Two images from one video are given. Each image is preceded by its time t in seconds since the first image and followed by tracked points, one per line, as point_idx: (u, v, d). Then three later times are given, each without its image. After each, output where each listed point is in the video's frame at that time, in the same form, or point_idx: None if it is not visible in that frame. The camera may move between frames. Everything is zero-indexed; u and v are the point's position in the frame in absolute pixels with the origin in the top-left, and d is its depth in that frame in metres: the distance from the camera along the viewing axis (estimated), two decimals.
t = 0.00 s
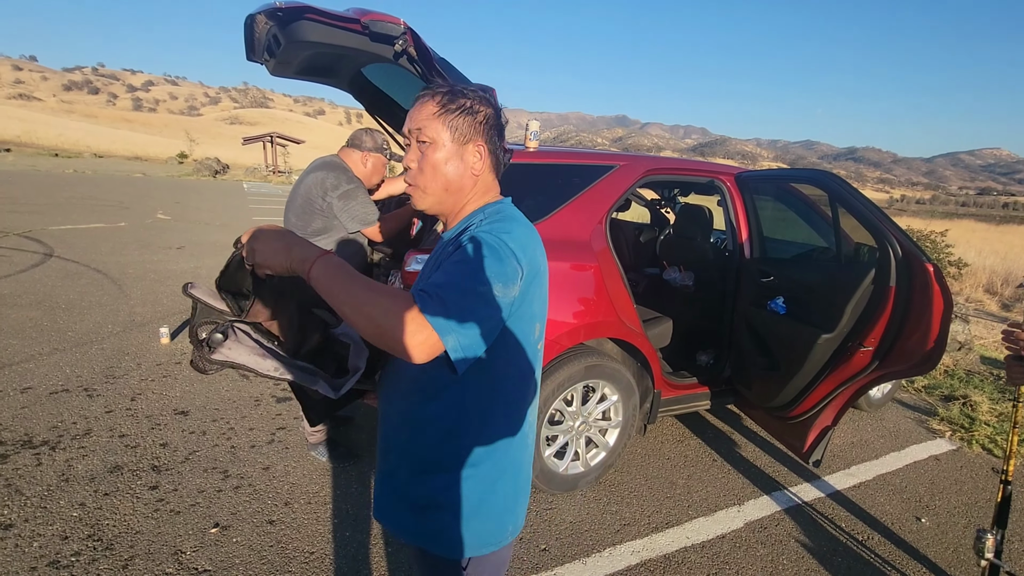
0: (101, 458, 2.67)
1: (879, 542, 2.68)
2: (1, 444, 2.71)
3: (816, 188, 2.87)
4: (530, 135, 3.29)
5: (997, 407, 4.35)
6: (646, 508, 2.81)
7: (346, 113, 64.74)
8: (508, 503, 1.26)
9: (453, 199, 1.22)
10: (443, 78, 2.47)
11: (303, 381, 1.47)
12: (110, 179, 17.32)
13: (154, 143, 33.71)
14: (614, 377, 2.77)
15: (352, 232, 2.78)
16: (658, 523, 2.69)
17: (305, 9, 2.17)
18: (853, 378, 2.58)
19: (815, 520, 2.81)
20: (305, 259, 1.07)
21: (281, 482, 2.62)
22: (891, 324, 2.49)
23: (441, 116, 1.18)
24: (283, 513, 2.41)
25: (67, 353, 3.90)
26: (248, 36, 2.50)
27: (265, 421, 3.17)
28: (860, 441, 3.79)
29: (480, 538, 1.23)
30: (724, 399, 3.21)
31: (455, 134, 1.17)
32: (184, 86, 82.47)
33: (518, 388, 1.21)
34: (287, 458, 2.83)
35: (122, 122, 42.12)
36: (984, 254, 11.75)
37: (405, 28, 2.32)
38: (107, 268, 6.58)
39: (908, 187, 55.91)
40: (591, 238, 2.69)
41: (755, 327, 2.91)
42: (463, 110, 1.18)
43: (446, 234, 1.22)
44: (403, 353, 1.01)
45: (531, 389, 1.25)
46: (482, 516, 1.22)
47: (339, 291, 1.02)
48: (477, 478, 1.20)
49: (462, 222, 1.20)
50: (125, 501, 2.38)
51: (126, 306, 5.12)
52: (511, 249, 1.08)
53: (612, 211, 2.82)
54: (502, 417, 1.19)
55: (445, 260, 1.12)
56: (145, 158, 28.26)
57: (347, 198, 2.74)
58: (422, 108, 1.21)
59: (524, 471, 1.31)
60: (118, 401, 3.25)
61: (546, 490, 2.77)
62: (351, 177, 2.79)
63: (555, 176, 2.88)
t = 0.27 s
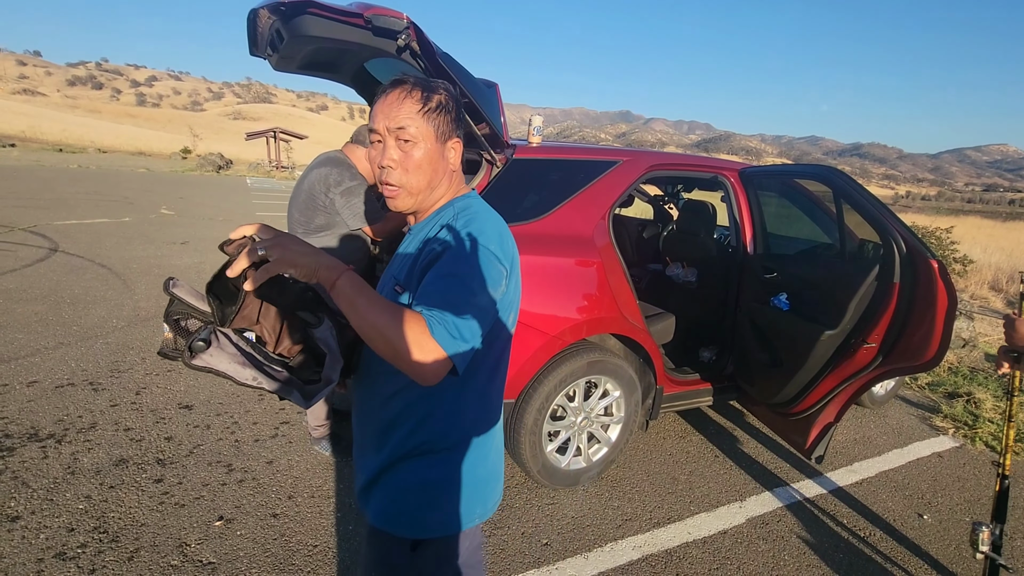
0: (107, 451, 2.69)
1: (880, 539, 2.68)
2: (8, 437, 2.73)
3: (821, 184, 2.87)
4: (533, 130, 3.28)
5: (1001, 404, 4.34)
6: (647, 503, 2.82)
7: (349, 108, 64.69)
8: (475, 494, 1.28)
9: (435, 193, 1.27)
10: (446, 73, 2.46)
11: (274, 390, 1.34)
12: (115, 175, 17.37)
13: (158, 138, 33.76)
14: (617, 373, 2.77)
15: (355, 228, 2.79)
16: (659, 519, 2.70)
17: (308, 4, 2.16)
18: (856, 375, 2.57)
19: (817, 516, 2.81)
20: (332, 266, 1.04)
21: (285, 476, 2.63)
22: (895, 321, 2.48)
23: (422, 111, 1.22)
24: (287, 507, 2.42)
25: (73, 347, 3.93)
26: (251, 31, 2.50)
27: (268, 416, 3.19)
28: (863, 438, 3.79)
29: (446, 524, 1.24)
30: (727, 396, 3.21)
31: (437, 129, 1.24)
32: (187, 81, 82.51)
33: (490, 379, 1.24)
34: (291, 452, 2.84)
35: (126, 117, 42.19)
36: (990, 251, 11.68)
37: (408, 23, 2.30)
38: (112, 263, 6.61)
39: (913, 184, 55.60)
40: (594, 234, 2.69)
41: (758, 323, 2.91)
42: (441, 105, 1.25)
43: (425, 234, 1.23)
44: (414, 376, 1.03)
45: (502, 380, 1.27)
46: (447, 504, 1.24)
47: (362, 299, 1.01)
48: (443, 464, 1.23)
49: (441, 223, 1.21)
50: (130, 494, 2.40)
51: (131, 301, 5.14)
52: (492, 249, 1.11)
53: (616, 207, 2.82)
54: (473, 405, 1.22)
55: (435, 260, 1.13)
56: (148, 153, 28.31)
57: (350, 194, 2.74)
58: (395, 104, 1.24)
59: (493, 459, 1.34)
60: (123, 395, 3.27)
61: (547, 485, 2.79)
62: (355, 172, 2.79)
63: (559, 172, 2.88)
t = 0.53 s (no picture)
0: (117, 447, 2.71)
1: (888, 538, 2.66)
2: (20, 433, 2.76)
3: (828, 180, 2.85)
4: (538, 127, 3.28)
5: (1012, 403, 4.29)
6: (653, 501, 2.81)
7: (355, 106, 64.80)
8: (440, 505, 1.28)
9: (401, 191, 1.26)
10: (450, 70, 2.46)
11: (198, 332, 1.61)
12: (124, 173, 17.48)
13: (166, 137, 33.96)
14: (622, 370, 2.77)
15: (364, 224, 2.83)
16: (665, 517, 2.70)
17: (314, 2, 2.17)
18: (864, 373, 2.55)
19: (824, 515, 2.80)
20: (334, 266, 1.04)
21: (292, 473, 2.65)
22: (903, 318, 2.46)
23: (387, 103, 1.21)
24: (294, 503, 2.43)
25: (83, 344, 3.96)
26: (258, 29, 2.51)
27: (276, 412, 3.21)
28: (871, 437, 3.76)
29: (410, 536, 1.24)
30: (733, 394, 3.20)
31: (403, 122, 1.23)
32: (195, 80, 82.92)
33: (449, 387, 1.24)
34: (298, 449, 2.86)
35: (135, 116, 42.46)
36: (1002, 248, 11.56)
37: (414, 21, 2.30)
38: (122, 261, 6.66)
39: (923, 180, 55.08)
40: (600, 231, 2.69)
41: (765, 321, 2.90)
42: (408, 98, 1.24)
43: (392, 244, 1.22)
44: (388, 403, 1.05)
45: (462, 388, 1.28)
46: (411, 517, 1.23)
47: (350, 312, 1.01)
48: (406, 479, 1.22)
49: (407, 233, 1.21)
50: (140, 489, 2.42)
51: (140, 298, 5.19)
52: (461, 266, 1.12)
53: (621, 204, 2.81)
54: (432, 417, 1.21)
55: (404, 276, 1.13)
56: (157, 152, 28.49)
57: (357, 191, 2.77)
58: (358, 96, 1.23)
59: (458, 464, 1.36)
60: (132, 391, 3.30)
61: (553, 482, 2.79)
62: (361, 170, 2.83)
63: (564, 169, 2.87)
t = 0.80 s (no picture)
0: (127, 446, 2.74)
1: (896, 538, 2.66)
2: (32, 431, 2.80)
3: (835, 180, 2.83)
4: (544, 127, 3.28)
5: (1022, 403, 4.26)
6: (658, 500, 2.81)
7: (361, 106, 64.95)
8: (417, 510, 1.28)
9: (362, 191, 1.26)
10: (457, 70, 2.47)
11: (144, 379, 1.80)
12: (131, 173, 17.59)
13: (173, 137, 34.15)
14: (628, 370, 2.77)
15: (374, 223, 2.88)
16: (672, 517, 2.69)
17: (322, 3, 2.18)
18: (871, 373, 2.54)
19: (831, 516, 2.79)
20: (287, 267, 1.06)
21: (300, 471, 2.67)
22: (911, 318, 2.45)
23: (342, 102, 1.22)
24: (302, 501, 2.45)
25: (93, 343, 4.00)
26: (265, 30, 2.52)
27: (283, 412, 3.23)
28: (879, 437, 3.75)
29: (385, 540, 1.24)
30: (740, 393, 3.19)
31: (357, 120, 1.23)
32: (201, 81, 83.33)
33: (418, 392, 1.23)
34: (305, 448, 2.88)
35: (142, 116, 42.72)
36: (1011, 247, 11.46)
37: (420, 22, 2.30)
38: (130, 261, 6.71)
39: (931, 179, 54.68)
40: (606, 232, 2.69)
41: (772, 321, 2.90)
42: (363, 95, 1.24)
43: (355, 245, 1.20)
44: (336, 412, 1.04)
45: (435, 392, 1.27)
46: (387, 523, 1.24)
47: (299, 314, 1.01)
48: (379, 486, 1.22)
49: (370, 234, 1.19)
50: (150, 487, 2.45)
51: (148, 298, 5.23)
52: (417, 269, 1.09)
53: (628, 204, 2.81)
54: (403, 424, 1.20)
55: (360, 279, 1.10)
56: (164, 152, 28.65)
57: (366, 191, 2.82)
58: (310, 95, 1.23)
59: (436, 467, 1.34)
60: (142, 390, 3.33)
61: (559, 481, 2.80)
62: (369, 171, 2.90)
63: (571, 168, 2.86)
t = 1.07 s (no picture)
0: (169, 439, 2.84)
1: (937, 546, 2.57)
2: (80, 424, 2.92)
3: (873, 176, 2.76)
4: (573, 126, 3.27)
5: None
6: (688, 502, 2.78)
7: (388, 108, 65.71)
8: (405, 497, 1.30)
9: (323, 192, 1.30)
10: (486, 71, 2.49)
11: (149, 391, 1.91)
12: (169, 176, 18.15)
13: (207, 141, 35.10)
14: (657, 370, 2.75)
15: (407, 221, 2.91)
16: (702, 519, 2.66)
17: (354, 8, 2.22)
18: (912, 375, 2.47)
19: (867, 522, 2.72)
20: (223, 302, 1.15)
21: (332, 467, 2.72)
22: (955, 319, 2.38)
23: (291, 109, 1.27)
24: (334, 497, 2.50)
25: (135, 340, 4.15)
26: (298, 36, 2.58)
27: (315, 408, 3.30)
28: (919, 442, 3.63)
29: (382, 523, 1.29)
30: (772, 395, 3.14)
31: (309, 128, 1.26)
32: (235, 86, 85.46)
33: (400, 381, 1.26)
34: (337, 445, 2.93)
35: (179, 121, 44.03)
36: None
37: (450, 24, 2.33)
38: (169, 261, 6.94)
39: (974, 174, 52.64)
40: (634, 231, 2.67)
41: (806, 321, 2.83)
42: (312, 102, 1.26)
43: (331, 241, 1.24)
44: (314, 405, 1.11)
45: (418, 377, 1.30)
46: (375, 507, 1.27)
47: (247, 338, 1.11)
48: (365, 472, 1.25)
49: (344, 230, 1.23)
50: (191, 479, 2.53)
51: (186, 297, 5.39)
52: (386, 262, 1.11)
53: (657, 203, 2.79)
54: (388, 411, 1.24)
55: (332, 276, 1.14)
56: (199, 155, 29.47)
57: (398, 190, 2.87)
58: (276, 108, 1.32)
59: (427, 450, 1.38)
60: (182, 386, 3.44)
61: (587, 481, 2.79)
62: (401, 171, 2.96)
63: (600, 167, 2.84)
